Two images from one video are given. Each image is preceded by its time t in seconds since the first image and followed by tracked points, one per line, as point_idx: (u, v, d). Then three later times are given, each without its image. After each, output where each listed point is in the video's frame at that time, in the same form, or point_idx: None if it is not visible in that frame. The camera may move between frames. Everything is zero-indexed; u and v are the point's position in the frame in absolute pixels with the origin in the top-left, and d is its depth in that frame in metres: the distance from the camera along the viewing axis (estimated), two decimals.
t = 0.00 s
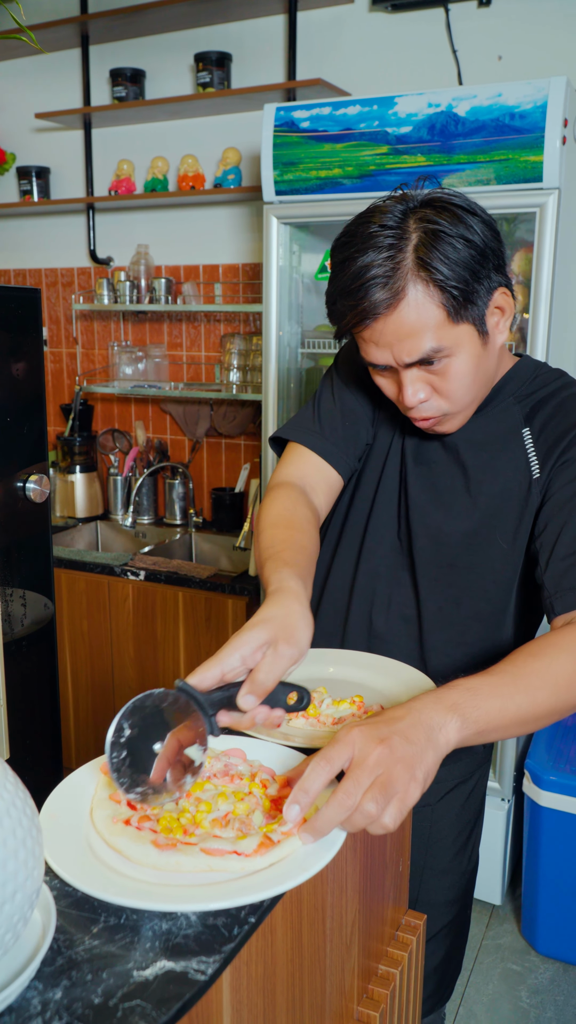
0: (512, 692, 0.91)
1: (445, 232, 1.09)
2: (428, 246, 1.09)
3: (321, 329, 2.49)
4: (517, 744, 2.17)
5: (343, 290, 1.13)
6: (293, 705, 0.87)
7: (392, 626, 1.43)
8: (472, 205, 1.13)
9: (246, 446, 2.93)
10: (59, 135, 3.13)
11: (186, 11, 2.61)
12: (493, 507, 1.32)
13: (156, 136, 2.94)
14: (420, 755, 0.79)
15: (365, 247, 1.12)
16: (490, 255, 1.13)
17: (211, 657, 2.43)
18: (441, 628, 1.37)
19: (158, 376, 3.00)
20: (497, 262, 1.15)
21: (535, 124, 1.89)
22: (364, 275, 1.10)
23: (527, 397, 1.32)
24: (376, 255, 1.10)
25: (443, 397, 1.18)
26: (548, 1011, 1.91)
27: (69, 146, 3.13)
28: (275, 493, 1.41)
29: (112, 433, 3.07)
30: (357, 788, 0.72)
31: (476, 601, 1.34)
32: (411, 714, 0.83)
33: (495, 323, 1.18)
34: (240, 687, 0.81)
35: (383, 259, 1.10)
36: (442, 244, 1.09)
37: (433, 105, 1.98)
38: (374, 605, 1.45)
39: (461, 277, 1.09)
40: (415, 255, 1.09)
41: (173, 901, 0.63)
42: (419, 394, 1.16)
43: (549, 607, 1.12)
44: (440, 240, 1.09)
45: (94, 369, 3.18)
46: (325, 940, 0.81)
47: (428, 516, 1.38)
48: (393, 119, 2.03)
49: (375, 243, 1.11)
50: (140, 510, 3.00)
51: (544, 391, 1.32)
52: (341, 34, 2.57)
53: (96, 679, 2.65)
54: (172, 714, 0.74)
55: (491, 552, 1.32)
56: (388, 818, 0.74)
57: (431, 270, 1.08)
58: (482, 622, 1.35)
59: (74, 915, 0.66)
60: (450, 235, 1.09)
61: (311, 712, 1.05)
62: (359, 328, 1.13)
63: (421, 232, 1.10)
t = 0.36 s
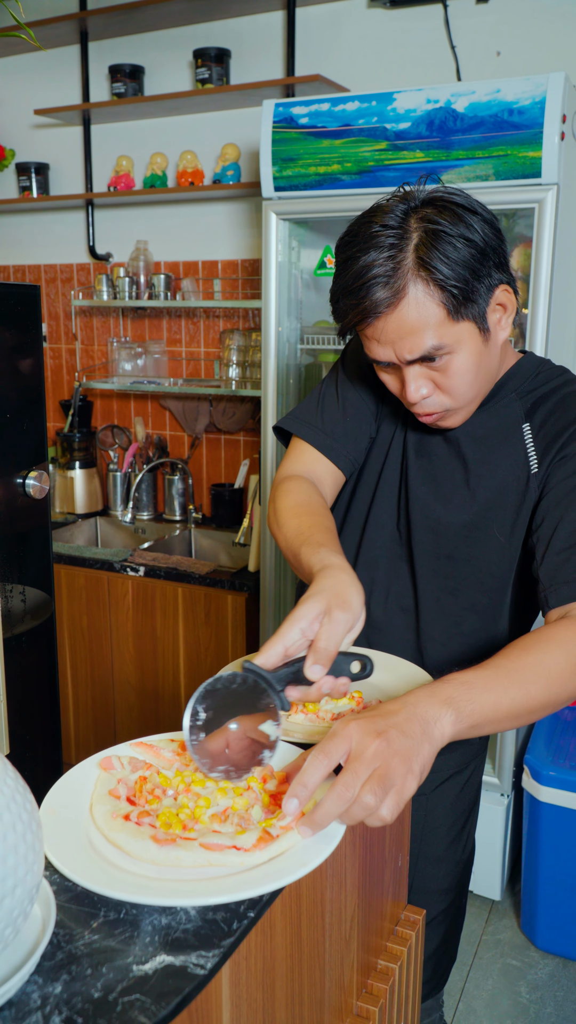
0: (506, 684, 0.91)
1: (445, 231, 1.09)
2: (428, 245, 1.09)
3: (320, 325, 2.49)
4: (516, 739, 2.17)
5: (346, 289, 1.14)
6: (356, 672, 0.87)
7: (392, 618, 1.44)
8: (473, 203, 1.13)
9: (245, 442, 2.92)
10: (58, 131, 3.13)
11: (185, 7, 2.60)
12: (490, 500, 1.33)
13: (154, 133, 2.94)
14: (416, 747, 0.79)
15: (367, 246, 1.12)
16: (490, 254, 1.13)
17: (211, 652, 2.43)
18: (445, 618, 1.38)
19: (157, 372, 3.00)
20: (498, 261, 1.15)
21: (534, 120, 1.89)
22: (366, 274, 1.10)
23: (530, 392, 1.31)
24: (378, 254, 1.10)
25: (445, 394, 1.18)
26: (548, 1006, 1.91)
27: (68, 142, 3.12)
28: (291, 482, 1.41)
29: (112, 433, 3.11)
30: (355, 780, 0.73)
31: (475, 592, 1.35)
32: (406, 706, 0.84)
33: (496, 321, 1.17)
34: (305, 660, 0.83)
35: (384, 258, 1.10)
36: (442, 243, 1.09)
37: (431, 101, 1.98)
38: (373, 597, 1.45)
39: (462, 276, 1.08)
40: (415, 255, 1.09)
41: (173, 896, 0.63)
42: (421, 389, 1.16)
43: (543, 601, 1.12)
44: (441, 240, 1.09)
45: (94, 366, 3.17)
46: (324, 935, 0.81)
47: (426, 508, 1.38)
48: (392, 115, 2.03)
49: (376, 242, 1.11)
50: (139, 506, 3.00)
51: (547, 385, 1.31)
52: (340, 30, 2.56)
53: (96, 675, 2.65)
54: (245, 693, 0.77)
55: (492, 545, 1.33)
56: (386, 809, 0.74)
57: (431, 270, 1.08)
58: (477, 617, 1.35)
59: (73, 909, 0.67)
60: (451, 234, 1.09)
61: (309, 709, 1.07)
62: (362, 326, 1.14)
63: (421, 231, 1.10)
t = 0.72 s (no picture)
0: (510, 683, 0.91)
1: (458, 223, 1.09)
2: (440, 236, 1.08)
3: (321, 324, 2.49)
4: (517, 738, 2.17)
5: (353, 271, 1.13)
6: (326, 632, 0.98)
7: (393, 617, 1.44)
8: (488, 197, 1.13)
9: (246, 441, 2.92)
10: (59, 131, 3.13)
11: (185, 7, 2.60)
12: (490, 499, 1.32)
13: (155, 132, 2.94)
14: (421, 744, 0.80)
15: (378, 229, 1.11)
16: (500, 250, 1.13)
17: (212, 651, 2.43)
18: (445, 617, 1.38)
19: (158, 372, 3.00)
20: (507, 257, 1.15)
21: (534, 120, 1.89)
22: (375, 258, 1.10)
23: (527, 392, 1.32)
24: (389, 239, 1.10)
25: (442, 384, 1.19)
26: (549, 1005, 1.91)
27: (69, 141, 3.12)
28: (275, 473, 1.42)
29: (113, 432, 3.11)
30: (361, 778, 0.73)
31: (476, 590, 1.35)
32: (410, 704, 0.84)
33: (498, 318, 1.18)
34: (291, 625, 0.93)
35: (395, 244, 1.09)
36: (454, 235, 1.09)
37: (432, 100, 1.98)
38: (374, 596, 1.45)
39: (469, 269, 1.09)
40: (427, 243, 1.09)
41: (176, 894, 0.63)
42: (418, 377, 1.17)
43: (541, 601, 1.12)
44: (453, 231, 1.09)
45: (95, 365, 3.18)
46: (326, 932, 0.81)
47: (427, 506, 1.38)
48: (392, 115, 2.03)
49: (389, 226, 1.10)
50: (141, 506, 3.01)
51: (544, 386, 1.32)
52: (341, 30, 2.56)
53: (97, 674, 2.65)
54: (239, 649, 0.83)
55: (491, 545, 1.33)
56: (391, 805, 0.74)
57: (440, 261, 1.08)
58: (478, 615, 1.35)
59: (76, 907, 0.67)
60: (464, 226, 1.09)
61: (311, 707, 1.05)
62: (367, 310, 1.14)
63: (435, 221, 1.10)
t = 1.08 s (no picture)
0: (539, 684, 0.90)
1: (430, 231, 1.11)
2: (408, 240, 1.11)
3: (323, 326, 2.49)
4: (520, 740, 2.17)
5: (322, 253, 1.15)
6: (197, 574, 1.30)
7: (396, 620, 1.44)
8: (474, 214, 1.15)
9: (248, 443, 2.93)
10: (62, 134, 3.14)
11: (188, 10, 2.61)
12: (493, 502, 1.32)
13: (158, 135, 2.95)
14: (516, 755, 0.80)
15: (355, 218, 1.13)
16: (470, 267, 1.15)
17: (215, 653, 2.43)
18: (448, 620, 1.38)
19: (160, 374, 3.02)
20: (479, 277, 1.17)
21: (537, 122, 1.89)
22: (342, 245, 1.12)
23: (511, 406, 1.34)
24: (360, 231, 1.12)
25: (390, 383, 1.21)
26: (553, 1008, 1.91)
27: (71, 144, 3.13)
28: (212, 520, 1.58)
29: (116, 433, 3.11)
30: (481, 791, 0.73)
31: (481, 594, 1.35)
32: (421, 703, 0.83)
33: (458, 336, 1.20)
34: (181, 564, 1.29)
35: (365, 235, 1.12)
36: (421, 243, 1.11)
37: (434, 103, 1.98)
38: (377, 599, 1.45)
39: (426, 278, 1.11)
40: (393, 243, 1.11)
41: (179, 895, 0.63)
42: (365, 371, 1.19)
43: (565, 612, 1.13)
44: (423, 238, 1.11)
45: (97, 368, 3.18)
46: (330, 934, 0.81)
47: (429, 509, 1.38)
48: (395, 118, 2.03)
49: (364, 217, 1.12)
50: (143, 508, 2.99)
51: (533, 396, 1.34)
52: (343, 33, 2.57)
53: (100, 676, 2.66)
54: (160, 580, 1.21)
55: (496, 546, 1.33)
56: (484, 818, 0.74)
57: (400, 263, 1.10)
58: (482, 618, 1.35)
59: (80, 909, 0.67)
60: (434, 236, 1.11)
61: (315, 708, 1.04)
62: (327, 294, 1.16)
63: (409, 224, 1.12)
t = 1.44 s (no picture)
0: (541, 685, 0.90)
1: (318, 248, 1.11)
2: (303, 261, 1.10)
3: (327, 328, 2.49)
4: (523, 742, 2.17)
5: (218, 299, 1.13)
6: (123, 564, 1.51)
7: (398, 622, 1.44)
8: (342, 221, 1.16)
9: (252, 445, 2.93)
10: (67, 137, 3.15)
11: (193, 13, 2.62)
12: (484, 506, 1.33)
13: (162, 138, 2.95)
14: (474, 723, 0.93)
15: (240, 258, 1.11)
16: (360, 271, 1.17)
17: (218, 655, 2.43)
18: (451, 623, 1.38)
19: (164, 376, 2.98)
20: (367, 278, 1.19)
21: (540, 125, 1.89)
22: (240, 285, 1.10)
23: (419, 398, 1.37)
24: (251, 267, 1.10)
25: (317, 407, 1.18)
26: (555, 1011, 1.91)
27: (76, 147, 3.14)
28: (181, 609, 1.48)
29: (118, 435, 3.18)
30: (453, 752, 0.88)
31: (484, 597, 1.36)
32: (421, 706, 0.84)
33: (364, 336, 1.21)
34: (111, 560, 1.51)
35: (260, 270, 1.10)
36: (316, 259, 1.11)
37: (438, 106, 1.99)
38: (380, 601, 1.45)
39: (331, 292, 1.11)
40: (290, 268, 1.10)
41: (183, 899, 0.64)
42: (292, 403, 1.16)
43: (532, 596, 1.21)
44: (315, 255, 1.11)
45: (101, 370, 3.19)
46: (333, 937, 0.82)
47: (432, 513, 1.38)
48: (399, 121, 2.04)
49: (250, 254, 1.11)
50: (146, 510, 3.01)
51: (435, 387, 1.38)
52: (347, 36, 2.57)
53: (103, 678, 2.66)
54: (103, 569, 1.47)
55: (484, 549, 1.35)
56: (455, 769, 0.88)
57: (306, 284, 1.09)
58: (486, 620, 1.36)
59: (86, 911, 0.67)
60: (324, 250, 1.12)
61: (317, 710, 1.04)
62: (237, 337, 1.13)
63: (294, 248, 1.12)
